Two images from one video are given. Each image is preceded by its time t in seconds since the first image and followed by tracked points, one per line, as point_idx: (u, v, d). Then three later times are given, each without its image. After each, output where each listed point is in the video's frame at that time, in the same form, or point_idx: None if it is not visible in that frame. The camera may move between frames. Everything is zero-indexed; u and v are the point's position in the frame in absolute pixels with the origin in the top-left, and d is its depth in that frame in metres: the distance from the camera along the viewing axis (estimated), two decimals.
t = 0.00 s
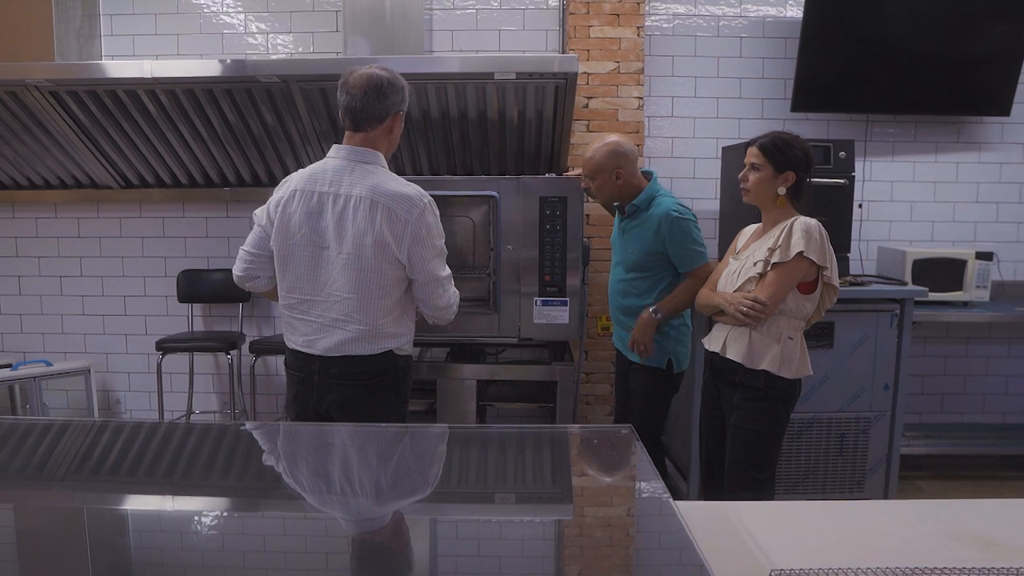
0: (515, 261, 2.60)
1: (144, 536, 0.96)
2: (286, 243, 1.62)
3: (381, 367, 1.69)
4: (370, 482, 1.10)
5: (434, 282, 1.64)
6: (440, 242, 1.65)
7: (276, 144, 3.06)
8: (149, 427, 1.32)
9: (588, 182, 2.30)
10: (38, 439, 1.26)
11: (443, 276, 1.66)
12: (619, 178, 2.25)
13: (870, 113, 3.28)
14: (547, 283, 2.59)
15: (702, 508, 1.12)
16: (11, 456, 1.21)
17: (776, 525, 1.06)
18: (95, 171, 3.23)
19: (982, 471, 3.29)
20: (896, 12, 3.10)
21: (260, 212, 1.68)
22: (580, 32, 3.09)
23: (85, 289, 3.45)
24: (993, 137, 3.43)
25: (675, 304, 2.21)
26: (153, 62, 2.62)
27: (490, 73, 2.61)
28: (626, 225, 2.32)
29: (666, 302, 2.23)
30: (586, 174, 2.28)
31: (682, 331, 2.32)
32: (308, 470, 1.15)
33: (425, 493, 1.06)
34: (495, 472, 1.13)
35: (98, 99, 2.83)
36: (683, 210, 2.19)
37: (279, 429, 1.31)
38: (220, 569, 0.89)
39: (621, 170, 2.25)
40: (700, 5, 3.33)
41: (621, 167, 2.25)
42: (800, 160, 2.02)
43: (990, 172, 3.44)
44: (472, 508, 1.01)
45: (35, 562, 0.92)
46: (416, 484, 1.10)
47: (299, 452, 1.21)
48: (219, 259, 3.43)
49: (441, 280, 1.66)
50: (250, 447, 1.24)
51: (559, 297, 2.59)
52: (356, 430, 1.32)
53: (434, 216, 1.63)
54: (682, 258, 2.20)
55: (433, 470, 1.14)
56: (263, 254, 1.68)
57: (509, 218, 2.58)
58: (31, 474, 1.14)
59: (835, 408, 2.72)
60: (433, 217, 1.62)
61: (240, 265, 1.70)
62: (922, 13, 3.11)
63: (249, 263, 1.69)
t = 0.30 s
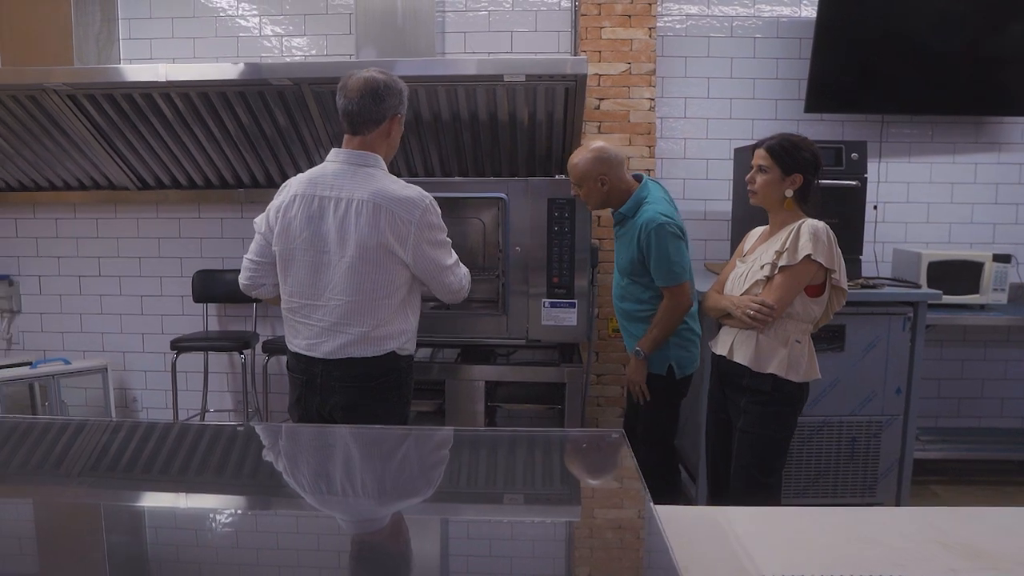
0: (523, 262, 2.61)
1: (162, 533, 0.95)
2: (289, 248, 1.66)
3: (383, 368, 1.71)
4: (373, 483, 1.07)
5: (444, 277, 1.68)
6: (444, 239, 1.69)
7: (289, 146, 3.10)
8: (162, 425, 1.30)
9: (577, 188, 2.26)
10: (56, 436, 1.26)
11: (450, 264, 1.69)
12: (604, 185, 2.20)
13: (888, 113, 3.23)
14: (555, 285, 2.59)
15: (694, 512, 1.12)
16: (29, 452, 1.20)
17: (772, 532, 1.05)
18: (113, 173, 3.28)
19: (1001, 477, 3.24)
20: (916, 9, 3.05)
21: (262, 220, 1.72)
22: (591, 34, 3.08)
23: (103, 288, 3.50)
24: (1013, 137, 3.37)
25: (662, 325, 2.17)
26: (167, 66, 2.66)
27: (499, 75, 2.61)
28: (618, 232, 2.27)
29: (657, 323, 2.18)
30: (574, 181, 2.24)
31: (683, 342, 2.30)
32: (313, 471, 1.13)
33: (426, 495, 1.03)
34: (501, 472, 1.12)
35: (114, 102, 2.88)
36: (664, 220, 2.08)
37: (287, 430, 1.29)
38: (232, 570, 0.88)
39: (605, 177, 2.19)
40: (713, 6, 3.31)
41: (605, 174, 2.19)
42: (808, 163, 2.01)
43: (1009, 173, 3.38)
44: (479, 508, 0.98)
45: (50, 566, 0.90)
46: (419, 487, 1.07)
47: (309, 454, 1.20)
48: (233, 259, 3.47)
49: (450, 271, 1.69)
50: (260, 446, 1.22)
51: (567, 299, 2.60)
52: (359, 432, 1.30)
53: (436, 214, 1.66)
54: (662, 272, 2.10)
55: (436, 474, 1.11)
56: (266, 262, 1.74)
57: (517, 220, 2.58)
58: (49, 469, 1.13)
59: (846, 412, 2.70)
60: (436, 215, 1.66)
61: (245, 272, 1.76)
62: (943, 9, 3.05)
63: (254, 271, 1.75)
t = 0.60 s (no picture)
0: (522, 261, 2.60)
1: (165, 530, 0.94)
2: (279, 248, 1.67)
3: (374, 366, 1.73)
4: (362, 483, 1.05)
5: (437, 266, 1.71)
6: (433, 229, 1.72)
7: (291, 144, 3.10)
8: (165, 424, 1.29)
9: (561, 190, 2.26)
10: (60, 432, 1.24)
11: (441, 250, 1.72)
12: (583, 186, 2.18)
13: (894, 111, 3.20)
14: (554, 283, 2.58)
15: (681, 512, 1.11)
16: (33, 448, 1.19)
17: (757, 533, 1.04)
18: (117, 172, 3.30)
19: (1008, 479, 3.20)
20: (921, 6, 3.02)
21: (251, 223, 1.74)
22: (593, 32, 3.07)
23: (108, 287, 3.52)
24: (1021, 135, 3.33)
25: (655, 330, 2.15)
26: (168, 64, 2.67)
27: (499, 73, 2.61)
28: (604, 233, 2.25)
29: (648, 328, 2.17)
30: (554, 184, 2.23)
31: (681, 341, 2.30)
32: (304, 469, 1.11)
33: (415, 496, 1.00)
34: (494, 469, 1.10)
35: (116, 100, 2.89)
36: (642, 224, 2.04)
37: (281, 429, 1.27)
38: (234, 569, 0.87)
39: (583, 178, 2.17)
40: (717, 3, 3.29)
41: (583, 175, 2.17)
42: (809, 161, 1.99)
43: (1017, 171, 3.34)
44: (480, 507, 0.96)
45: (54, 563, 0.89)
46: (409, 488, 1.04)
47: (302, 451, 1.18)
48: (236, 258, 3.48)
49: (441, 259, 1.72)
50: (254, 445, 1.20)
51: (566, 297, 2.59)
52: (354, 430, 1.28)
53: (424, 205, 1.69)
54: (642, 276, 2.07)
55: (424, 475, 1.08)
56: (257, 264, 1.76)
57: (517, 218, 2.58)
58: (52, 464, 1.12)
59: (849, 412, 2.68)
60: (424, 205, 1.68)
61: (237, 276, 1.79)
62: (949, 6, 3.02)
63: (246, 273, 1.77)
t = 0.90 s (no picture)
0: (514, 260, 2.59)
1: (160, 530, 0.92)
2: (262, 247, 1.71)
3: (359, 365, 1.73)
4: (345, 484, 1.03)
5: (421, 261, 1.73)
6: (416, 224, 1.74)
7: (284, 142, 3.09)
8: (161, 427, 1.27)
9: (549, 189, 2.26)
10: (54, 432, 1.23)
11: (426, 246, 1.74)
12: (572, 183, 2.18)
13: (894, 108, 3.17)
14: (547, 282, 2.56)
15: (662, 514, 1.09)
16: (25, 450, 1.17)
17: (738, 536, 1.02)
18: (112, 170, 3.29)
19: (1008, 480, 3.17)
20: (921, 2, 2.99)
21: (236, 224, 1.78)
22: (589, 29, 3.05)
23: (102, 285, 3.51)
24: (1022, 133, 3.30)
25: (648, 330, 2.13)
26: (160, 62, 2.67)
27: (492, 71, 2.59)
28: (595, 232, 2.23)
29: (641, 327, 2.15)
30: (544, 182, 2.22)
31: (674, 341, 2.29)
32: (289, 469, 1.08)
33: (398, 497, 0.98)
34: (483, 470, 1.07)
35: (109, 98, 2.88)
36: (631, 222, 2.02)
37: (268, 428, 1.25)
38: (229, 569, 0.84)
39: (572, 175, 2.17)
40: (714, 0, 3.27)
41: (573, 172, 2.16)
42: (805, 160, 1.96)
43: (1018, 169, 3.31)
44: (474, 507, 0.93)
45: (49, 563, 0.87)
46: (393, 490, 1.01)
47: (287, 452, 1.16)
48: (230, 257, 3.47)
49: (426, 254, 1.74)
50: (241, 447, 1.17)
51: (559, 296, 2.57)
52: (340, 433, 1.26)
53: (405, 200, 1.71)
54: (632, 273, 2.05)
55: (407, 476, 1.06)
56: (241, 264, 1.80)
57: (510, 216, 2.56)
58: (46, 465, 1.10)
59: (846, 413, 2.65)
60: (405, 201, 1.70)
61: (222, 277, 1.83)
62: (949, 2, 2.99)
63: (230, 274, 1.81)
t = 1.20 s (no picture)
0: (510, 259, 2.57)
1: (158, 529, 0.90)
2: (250, 246, 1.71)
3: (346, 364, 1.72)
4: (332, 483, 0.99)
5: (411, 256, 1.72)
6: (405, 220, 1.73)
7: (281, 141, 3.09)
8: (160, 427, 1.24)
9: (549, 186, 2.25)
10: (51, 430, 1.20)
11: (416, 242, 1.73)
12: (572, 179, 2.16)
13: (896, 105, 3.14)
14: (542, 282, 2.55)
15: (643, 515, 1.07)
16: (22, 448, 1.15)
17: (718, 537, 1.00)
18: (110, 169, 3.30)
19: (1011, 482, 3.13)
20: None
21: (225, 222, 1.78)
22: (586, 27, 3.03)
23: (101, 285, 3.52)
24: None
25: (641, 328, 2.12)
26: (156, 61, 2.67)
27: (488, 69, 2.58)
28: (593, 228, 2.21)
29: (634, 325, 2.13)
30: (544, 177, 2.20)
31: (670, 341, 2.26)
32: (279, 469, 1.05)
33: (385, 499, 0.93)
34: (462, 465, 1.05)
35: (105, 97, 2.89)
36: (630, 218, 2.01)
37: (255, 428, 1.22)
38: (227, 569, 0.84)
39: (572, 172, 2.16)
40: None
41: (573, 168, 2.15)
42: (799, 158, 1.92)
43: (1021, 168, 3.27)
44: (469, 509, 0.88)
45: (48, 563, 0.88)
46: (381, 490, 0.97)
47: (278, 451, 1.12)
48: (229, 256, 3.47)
49: (417, 248, 1.73)
50: (233, 446, 1.13)
51: (554, 296, 2.56)
52: (335, 433, 1.22)
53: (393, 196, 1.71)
54: (628, 269, 2.03)
55: (396, 476, 1.02)
56: (229, 262, 1.80)
57: (505, 216, 2.55)
58: (44, 463, 1.09)
59: (845, 414, 2.62)
60: (394, 196, 1.70)
61: (210, 275, 1.83)
62: None
63: (218, 272, 1.81)
